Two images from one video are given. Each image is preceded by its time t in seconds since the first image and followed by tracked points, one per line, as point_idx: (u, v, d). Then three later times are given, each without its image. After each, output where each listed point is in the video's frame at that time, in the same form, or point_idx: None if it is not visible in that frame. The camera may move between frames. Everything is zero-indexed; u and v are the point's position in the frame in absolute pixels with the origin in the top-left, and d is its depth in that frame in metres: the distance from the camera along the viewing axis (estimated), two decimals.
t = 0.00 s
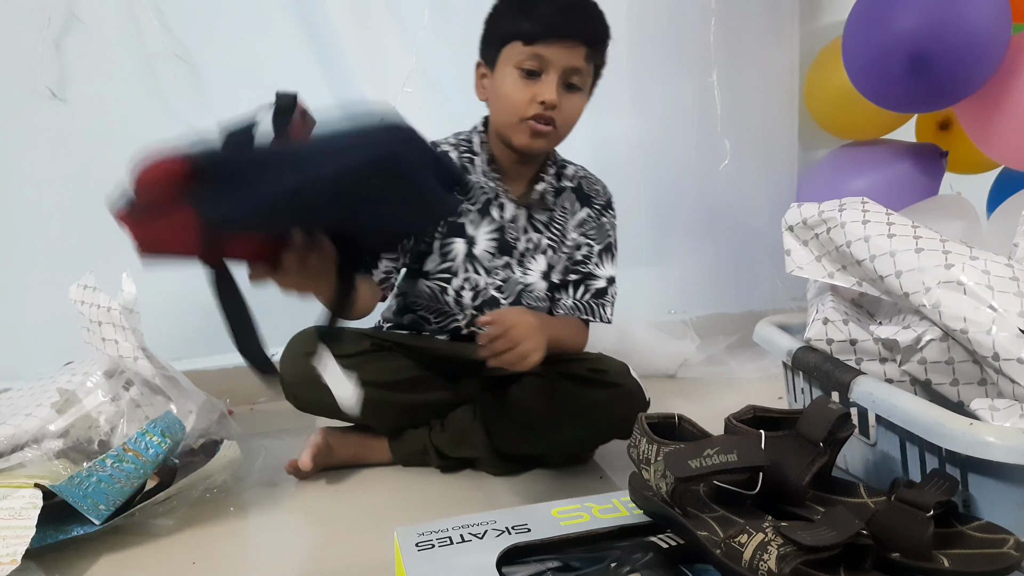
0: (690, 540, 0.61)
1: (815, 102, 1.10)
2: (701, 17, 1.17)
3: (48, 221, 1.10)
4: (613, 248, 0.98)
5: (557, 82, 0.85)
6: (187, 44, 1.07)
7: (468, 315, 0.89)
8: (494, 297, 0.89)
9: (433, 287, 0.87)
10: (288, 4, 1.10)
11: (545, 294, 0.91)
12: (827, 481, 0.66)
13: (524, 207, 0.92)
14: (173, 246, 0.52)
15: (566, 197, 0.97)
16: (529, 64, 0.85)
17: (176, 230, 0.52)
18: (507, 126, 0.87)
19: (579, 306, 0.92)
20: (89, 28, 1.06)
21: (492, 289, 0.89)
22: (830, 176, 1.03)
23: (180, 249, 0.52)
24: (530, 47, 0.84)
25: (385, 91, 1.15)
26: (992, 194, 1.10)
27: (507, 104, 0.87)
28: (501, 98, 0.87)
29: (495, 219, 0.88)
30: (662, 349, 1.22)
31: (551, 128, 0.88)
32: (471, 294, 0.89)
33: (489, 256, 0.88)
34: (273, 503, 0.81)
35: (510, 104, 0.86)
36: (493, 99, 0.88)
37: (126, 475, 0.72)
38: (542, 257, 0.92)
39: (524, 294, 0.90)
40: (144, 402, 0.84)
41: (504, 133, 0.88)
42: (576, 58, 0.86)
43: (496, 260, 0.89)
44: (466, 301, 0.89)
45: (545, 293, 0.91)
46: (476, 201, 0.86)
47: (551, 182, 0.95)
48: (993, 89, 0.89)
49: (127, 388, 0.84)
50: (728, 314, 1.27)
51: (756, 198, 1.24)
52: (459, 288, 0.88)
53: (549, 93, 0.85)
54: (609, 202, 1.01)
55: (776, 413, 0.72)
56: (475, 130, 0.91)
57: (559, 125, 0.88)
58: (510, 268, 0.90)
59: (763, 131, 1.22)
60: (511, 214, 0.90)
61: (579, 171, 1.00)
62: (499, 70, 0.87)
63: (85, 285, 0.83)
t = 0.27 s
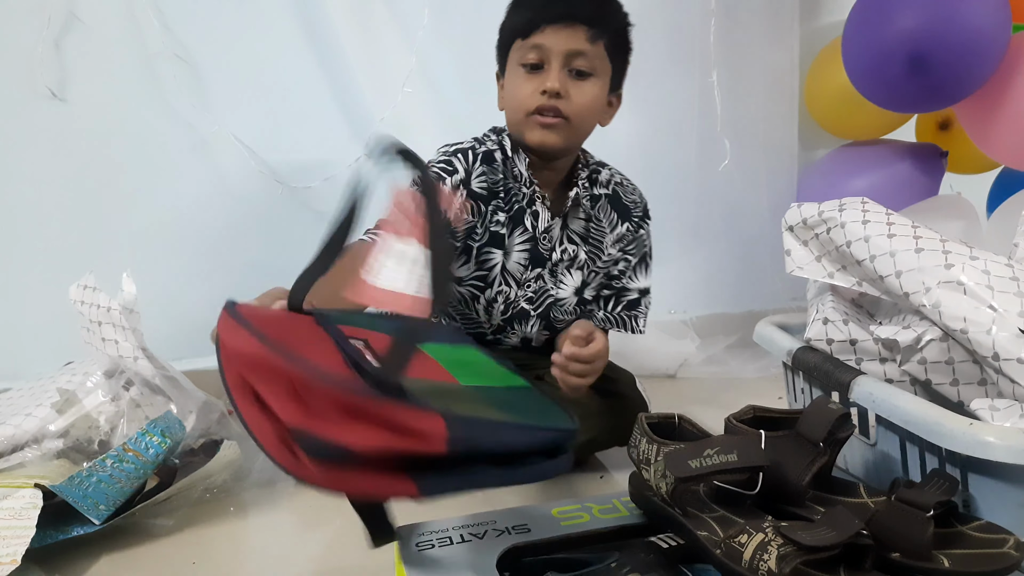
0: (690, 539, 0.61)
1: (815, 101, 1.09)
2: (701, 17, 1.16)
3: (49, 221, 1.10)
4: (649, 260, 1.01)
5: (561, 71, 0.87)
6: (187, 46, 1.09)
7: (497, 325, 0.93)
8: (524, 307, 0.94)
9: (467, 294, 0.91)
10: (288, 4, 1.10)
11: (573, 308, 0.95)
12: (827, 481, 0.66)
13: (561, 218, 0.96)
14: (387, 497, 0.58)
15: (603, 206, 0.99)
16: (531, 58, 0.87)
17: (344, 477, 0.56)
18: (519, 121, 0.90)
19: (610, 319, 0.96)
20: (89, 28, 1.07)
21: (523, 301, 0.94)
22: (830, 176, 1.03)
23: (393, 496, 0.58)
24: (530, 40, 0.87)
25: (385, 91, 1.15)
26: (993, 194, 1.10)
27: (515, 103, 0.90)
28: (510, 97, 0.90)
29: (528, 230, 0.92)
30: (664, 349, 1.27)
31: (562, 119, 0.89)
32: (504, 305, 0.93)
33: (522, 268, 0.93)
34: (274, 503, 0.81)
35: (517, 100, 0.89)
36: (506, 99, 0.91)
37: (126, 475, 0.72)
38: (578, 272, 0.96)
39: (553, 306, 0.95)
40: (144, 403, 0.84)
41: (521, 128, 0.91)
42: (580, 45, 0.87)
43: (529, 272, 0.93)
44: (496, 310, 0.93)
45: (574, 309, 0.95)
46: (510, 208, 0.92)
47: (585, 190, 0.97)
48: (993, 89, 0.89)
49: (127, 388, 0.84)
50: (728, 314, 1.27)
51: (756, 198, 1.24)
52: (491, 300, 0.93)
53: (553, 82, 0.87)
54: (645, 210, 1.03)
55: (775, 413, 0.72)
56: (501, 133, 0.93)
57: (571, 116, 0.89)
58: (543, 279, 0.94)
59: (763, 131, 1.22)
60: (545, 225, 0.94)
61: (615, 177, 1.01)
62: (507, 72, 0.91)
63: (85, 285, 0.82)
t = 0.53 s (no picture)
0: (690, 538, 0.61)
1: (815, 102, 1.10)
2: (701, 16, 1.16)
3: (49, 221, 1.10)
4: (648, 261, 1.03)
5: (563, 89, 0.78)
6: (187, 45, 1.08)
7: (498, 339, 0.89)
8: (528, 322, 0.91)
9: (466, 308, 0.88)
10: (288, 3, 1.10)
11: (575, 320, 0.96)
12: (828, 481, 0.66)
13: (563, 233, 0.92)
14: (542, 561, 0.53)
15: (604, 216, 0.96)
16: (529, 73, 0.78)
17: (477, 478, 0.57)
18: (514, 142, 0.82)
19: (613, 323, 0.99)
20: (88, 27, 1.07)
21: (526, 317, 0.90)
22: (830, 177, 1.03)
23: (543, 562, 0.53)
24: (528, 54, 0.78)
25: (385, 90, 1.14)
26: (992, 194, 1.10)
27: (509, 119, 0.81)
28: (504, 111, 0.82)
29: (531, 248, 0.86)
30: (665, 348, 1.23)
31: (564, 138, 0.80)
32: (503, 321, 0.89)
33: (525, 285, 0.88)
34: (273, 503, 0.81)
35: (512, 117, 0.80)
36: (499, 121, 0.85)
37: (126, 475, 0.72)
38: (581, 287, 0.95)
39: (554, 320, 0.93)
40: (144, 403, 0.84)
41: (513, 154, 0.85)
42: (586, 62, 0.78)
43: (534, 290, 0.89)
44: (496, 323, 0.89)
45: (575, 320, 0.96)
46: (516, 227, 0.85)
47: (587, 202, 0.94)
48: (992, 89, 0.89)
49: (127, 388, 0.84)
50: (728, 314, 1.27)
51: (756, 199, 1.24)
52: (493, 315, 0.89)
53: (552, 101, 0.78)
54: (644, 215, 1.03)
55: (775, 413, 0.72)
56: (501, 144, 0.86)
57: (572, 139, 0.81)
58: (547, 295, 0.90)
59: (762, 132, 1.22)
60: (550, 243, 0.89)
61: (613, 185, 0.99)
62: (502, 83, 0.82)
63: (85, 285, 0.83)
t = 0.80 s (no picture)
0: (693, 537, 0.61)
1: (815, 102, 1.10)
2: (700, 17, 1.17)
3: (49, 220, 1.11)
4: (632, 249, 0.97)
5: (542, 102, 0.78)
6: (187, 46, 1.10)
7: (491, 342, 0.89)
8: (521, 327, 0.87)
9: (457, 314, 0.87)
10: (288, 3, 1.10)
11: (567, 319, 0.92)
12: (833, 480, 0.65)
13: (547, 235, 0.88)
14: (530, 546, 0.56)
15: (589, 213, 0.91)
16: (506, 87, 0.78)
17: (475, 528, 0.56)
18: (497, 156, 0.81)
19: (604, 317, 0.94)
20: (88, 28, 1.07)
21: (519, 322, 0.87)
22: (830, 177, 1.04)
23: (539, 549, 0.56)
24: (505, 68, 0.77)
25: (385, 90, 1.14)
26: (992, 194, 1.10)
27: (490, 134, 0.80)
28: (483, 126, 0.80)
29: (524, 255, 0.84)
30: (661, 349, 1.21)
31: (546, 151, 0.80)
32: (495, 327, 0.87)
33: (518, 292, 0.85)
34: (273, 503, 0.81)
35: (493, 131, 0.79)
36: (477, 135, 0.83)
37: (126, 475, 0.72)
38: (570, 284, 0.90)
39: (549, 321, 0.89)
40: (144, 403, 0.83)
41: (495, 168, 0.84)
42: (564, 73, 0.77)
43: (525, 296, 0.86)
44: (488, 331, 0.87)
45: (568, 319, 0.91)
46: (503, 236, 0.82)
47: (570, 203, 0.90)
48: (992, 89, 0.89)
49: (127, 388, 0.84)
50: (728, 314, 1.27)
51: (757, 198, 1.24)
52: (483, 322, 0.86)
53: (534, 116, 0.77)
54: (627, 204, 0.97)
55: (784, 410, 0.72)
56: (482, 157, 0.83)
57: (556, 148, 0.80)
58: (538, 296, 0.87)
59: (765, 130, 1.21)
60: (540, 247, 0.85)
61: (595, 179, 0.93)
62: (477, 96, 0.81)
63: (85, 285, 0.83)
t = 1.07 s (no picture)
0: (694, 538, 0.61)
1: (815, 101, 1.10)
2: (700, 17, 1.17)
3: (49, 220, 1.11)
4: (618, 243, 0.98)
5: (533, 88, 0.80)
6: (187, 46, 1.10)
7: (482, 332, 0.90)
8: (510, 315, 0.88)
9: (446, 305, 0.88)
10: (288, 3, 1.10)
11: (557, 307, 0.91)
12: (833, 480, 0.65)
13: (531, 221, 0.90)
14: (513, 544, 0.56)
15: (572, 203, 0.94)
16: (500, 73, 0.80)
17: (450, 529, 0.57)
18: (490, 141, 0.83)
19: (594, 311, 0.93)
20: (88, 28, 1.07)
21: (508, 308, 0.88)
22: (830, 177, 1.04)
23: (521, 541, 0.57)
24: (499, 54, 0.79)
25: (385, 90, 1.14)
26: (992, 195, 1.10)
27: (483, 119, 0.82)
28: (476, 111, 0.83)
29: (507, 238, 0.86)
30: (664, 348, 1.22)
31: (537, 135, 0.83)
32: (484, 315, 0.88)
33: (505, 276, 0.86)
34: (273, 503, 0.81)
35: (487, 117, 0.82)
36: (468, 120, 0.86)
37: (126, 475, 0.72)
38: (556, 270, 0.91)
39: (538, 309, 0.90)
40: (143, 402, 0.83)
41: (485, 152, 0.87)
42: (553, 58, 0.80)
43: (513, 280, 0.87)
44: (478, 320, 0.88)
45: (558, 308, 0.91)
46: (485, 218, 0.84)
47: (555, 190, 0.93)
48: (993, 89, 0.89)
49: (127, 388, 0.84)
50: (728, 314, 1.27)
51: (756, 199, 1.24)
52: (473, 310, 0.87)
53: (526, 100, 0.80)
54: (613, 198, 0.99)
55: (783, 411, 0.72)
56: (466, 145, 0.86)
57: (547, 133, 0.83)
58: (525, 284, 0.88)
59: (765, 130, 1.21)
60: (524, 231, 0.88)
61: (580, 172, 0.97)
62: (469, 82, 0.83)
63: (85, 285, 0.82)
